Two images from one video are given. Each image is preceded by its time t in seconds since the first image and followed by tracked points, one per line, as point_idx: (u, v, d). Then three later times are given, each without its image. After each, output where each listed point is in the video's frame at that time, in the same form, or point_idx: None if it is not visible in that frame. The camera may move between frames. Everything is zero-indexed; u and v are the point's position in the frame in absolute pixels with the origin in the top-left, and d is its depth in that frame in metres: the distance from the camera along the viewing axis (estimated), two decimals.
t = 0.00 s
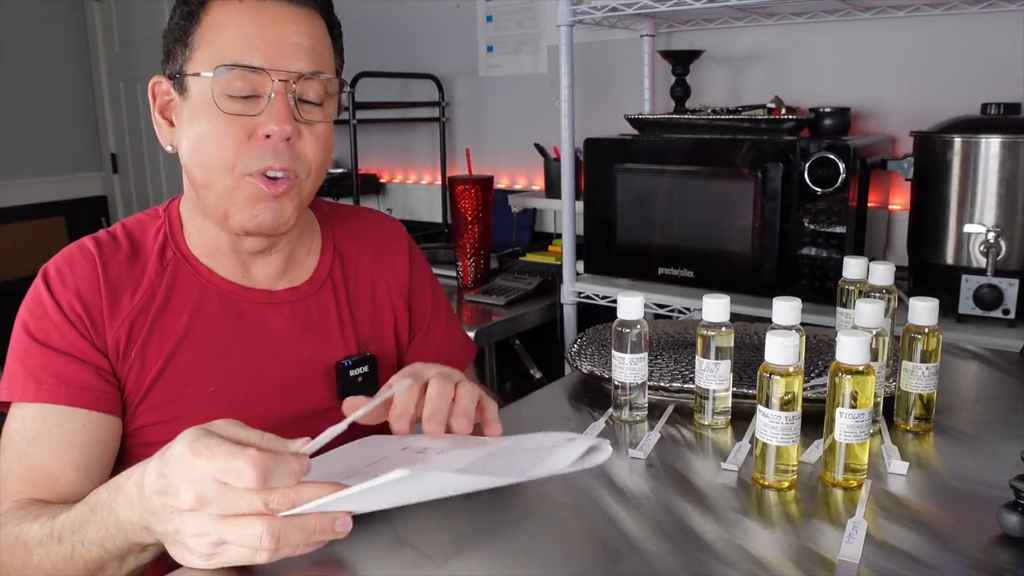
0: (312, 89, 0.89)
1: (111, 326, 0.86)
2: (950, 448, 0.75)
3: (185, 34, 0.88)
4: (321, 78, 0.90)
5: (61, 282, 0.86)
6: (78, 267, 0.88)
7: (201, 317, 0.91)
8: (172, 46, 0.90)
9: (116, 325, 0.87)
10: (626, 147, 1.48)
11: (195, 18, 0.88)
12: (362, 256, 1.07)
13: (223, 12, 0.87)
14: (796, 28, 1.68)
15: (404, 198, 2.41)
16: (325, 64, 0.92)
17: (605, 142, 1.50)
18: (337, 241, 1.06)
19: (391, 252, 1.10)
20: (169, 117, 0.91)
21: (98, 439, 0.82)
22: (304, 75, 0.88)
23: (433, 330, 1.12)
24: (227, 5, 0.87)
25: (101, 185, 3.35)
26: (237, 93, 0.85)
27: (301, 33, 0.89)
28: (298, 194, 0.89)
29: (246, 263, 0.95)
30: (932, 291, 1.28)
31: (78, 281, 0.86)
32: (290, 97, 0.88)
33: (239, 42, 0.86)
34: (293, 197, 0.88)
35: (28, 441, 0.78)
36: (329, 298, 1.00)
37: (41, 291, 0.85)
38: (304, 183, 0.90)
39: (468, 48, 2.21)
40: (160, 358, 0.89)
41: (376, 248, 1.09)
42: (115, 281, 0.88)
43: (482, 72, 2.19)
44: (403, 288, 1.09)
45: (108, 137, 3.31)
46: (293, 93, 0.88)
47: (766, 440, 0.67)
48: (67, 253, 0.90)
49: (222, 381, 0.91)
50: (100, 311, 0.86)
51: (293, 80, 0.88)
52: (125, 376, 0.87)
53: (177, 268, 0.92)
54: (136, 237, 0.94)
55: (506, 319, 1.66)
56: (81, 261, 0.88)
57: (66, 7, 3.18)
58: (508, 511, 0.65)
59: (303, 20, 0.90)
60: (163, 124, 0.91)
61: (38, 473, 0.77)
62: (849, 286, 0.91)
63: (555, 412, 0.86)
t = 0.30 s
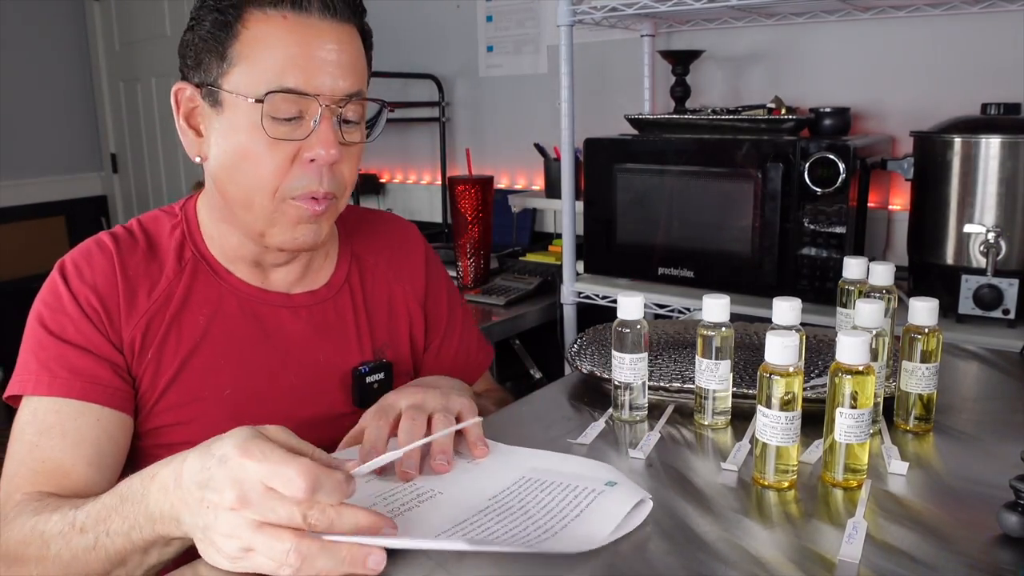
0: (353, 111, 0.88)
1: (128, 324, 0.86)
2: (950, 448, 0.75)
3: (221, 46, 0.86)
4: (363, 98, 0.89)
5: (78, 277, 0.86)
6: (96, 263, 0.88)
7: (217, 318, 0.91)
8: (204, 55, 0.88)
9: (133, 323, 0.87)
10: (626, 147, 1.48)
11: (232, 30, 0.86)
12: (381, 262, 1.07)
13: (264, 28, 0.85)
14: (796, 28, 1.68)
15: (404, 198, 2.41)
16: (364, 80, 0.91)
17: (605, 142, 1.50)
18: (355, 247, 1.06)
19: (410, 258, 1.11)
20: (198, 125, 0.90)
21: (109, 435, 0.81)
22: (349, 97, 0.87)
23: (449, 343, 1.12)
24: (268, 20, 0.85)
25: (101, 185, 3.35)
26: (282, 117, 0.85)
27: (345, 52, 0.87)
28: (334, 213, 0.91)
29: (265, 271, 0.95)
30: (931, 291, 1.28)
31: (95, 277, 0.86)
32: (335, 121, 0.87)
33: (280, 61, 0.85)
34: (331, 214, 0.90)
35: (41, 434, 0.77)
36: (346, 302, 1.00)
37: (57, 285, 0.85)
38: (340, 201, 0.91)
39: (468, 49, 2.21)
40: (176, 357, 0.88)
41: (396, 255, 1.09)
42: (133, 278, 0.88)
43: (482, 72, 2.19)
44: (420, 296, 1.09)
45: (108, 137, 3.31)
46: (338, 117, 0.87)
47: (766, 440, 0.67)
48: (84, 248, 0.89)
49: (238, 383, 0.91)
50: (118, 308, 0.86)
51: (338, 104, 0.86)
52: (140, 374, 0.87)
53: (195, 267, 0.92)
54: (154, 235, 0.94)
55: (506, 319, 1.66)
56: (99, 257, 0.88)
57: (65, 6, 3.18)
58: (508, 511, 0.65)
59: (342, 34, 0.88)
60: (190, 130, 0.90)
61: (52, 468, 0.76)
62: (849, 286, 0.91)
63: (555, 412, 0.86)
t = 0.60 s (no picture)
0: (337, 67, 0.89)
1: (130, 323, 0.86)
2: (949, 449, 0.75)
3: (201, 32, 0.87)
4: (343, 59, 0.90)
5: (77, 279, 0.86)
6: (93, 264, 0.87)
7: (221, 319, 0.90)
8: (183, 46, 0.88)
9: (134, 322, 0.86)
10: (627, 147, 1.48)
11: (210, 13, 0.87)
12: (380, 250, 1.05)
13: None
14: (796, 29, 1.68)
15: (404, 197, 2.41)
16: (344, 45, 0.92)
17: (605, 143, 1.50)
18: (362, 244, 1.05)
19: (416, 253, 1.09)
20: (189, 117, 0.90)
21: (122, 446, 0.80)
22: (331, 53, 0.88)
23: (455, 331, 1.09)
24: None
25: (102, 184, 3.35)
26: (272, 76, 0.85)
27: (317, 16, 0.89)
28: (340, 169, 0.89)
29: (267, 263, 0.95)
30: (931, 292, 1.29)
31: (92, 278, 0.86)
32: (325, 71, 0.87)
33: (265, 24, 0.86)
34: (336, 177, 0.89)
35: (61, 455, 0.79)
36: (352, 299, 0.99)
37: (56, 289, 0.85)
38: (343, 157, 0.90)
39: (468, 49, 2.21)
40: (179, 355, 0.87)
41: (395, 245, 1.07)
42: (131, 278, 0.88)
43: (482, 72, 2.19)
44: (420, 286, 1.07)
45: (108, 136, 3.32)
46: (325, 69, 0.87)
47: (766, 440, 0.67)
48: (79, 251, 0.89)
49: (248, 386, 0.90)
50: (119, 308, 0.86)
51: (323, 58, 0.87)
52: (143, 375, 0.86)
53: (191, 264, 0.91)
54: (149, 235, 0.93)
55: (506, 319, 1.66)
56: (95, 258, 0.88)
57: (65, 5, 3.17)
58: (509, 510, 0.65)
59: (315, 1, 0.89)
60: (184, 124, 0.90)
61: (78, 488, 0.78)
62: (849, 286, 0.91)
63: (555, 412, 0.86)
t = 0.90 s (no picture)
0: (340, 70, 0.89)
1: (130, 330, 0.86)
2: (949, 449, 0.75)
3: (200, 33, 0.87)
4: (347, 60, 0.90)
5: (76, 285, 0.85)
6: (93, 269, 0.87)
7: (221, 324, 0.89)
8: (182, 48, 0.88)
9: (135, 329, 0.86)
10: (627, 147, 1.48)
11: (209, 14, 0.87)
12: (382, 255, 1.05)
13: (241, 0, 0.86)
14: (796, 29, 1.68)
15: (404, 197, 2.41)
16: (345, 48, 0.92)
17: (605, 143, 1.50)
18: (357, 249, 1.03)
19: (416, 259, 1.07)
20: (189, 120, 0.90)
21: (119, 454, 0.80)
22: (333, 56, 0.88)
23: (454, 338, 1.08)
24: None
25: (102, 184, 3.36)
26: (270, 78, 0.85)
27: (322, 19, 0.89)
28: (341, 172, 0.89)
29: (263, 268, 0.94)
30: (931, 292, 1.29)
31: (92, 284, 0.86)
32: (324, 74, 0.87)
33: (264, 25, 0.86)
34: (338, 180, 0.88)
35: (58, 461, 0.79)
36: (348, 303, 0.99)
37: (55, 295, 0.85)
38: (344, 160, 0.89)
39: (468, 49, 2.21)
40: (179, 362, 0.87)
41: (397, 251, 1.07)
42: (131, 284, 0.87)
43: (482, 72, 2.19)
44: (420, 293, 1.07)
45: (109, 137, 3.32)
46: (326, 72, 0.87)
47: (766, 440, 0.67)
48: (78, 255, 0.89)
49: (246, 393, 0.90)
50: (118, 315, 0.85)
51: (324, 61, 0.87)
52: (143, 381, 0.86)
53: (192, 270, 0.91)
54: (150, 239, 0.93)
55: (506, 319, 1.66)
56: (95, 264, 0.87)
57: (64, 5, 3.17)
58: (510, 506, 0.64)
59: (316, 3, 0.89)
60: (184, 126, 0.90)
61: (74, 494, 0.78)
62: (849, 286, 0.91)
63: (555, 412, 0.86)
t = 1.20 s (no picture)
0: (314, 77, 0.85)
1: (130, 335, 0.85)
2: (949, 449, 0.75)
3: (192, 34, 0.87)
4: (329, 67, 0.86)
5: (77, 290, 0.84)
6: (92, 273, 0.86)
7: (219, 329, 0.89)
8: (182, 47, 0.89)
9: (134, 334, 0.85)
10: (626, 147, 1.48)
11: (200, 15, 0.87)
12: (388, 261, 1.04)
13: (223, 3, 0.85)
14: (796, 29, 1.68)
15: (404, 197, 2.41)
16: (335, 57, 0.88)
17: (605, 143, 1.50)
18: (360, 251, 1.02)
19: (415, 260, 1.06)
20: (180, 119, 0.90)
21: (115, 462, 0.80)
22: (306, 62, 0.85)
23: (458, 345, 1.08)
24: None
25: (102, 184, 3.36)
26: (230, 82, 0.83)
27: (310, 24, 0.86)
28: (302, 186, 0.84)
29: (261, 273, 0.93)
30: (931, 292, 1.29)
31: (92, 289, 0.85)
32: (288, 84, 0.84)
33: (238, 30, 0.84)
34: (295, 191, 0.84)
35: (54, 468, 0.78)
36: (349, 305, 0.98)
37: (55, 299, 0.84)
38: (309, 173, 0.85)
39: (468, 49, 2.21)
40: (179, 366, 0.87)
41: (403, 258, 1.05)
42: (131, 287, 0.87)
43: (482, 72, 2.19)
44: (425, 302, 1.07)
45: (109, 137, 3.32)
46: (292, 80, 0.84)
47: (766, 440, 0.67)
48: (78, 257, 0.88)
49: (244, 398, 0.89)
50: (119, 319, 0.85)
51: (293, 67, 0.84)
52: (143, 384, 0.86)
53: (193, 273, 0.90)
54: (151, 240, 0.92)
55: (506, 319, 1.66)
56: (95, 267, 0.87)
57: (65, 5, 3.17)
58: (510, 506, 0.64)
59: (304, 7, 0.86)
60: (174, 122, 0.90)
61: (70, 500, 0.78)
62: (849, 286, 0.91)
63: (555, 412, 0.86)
